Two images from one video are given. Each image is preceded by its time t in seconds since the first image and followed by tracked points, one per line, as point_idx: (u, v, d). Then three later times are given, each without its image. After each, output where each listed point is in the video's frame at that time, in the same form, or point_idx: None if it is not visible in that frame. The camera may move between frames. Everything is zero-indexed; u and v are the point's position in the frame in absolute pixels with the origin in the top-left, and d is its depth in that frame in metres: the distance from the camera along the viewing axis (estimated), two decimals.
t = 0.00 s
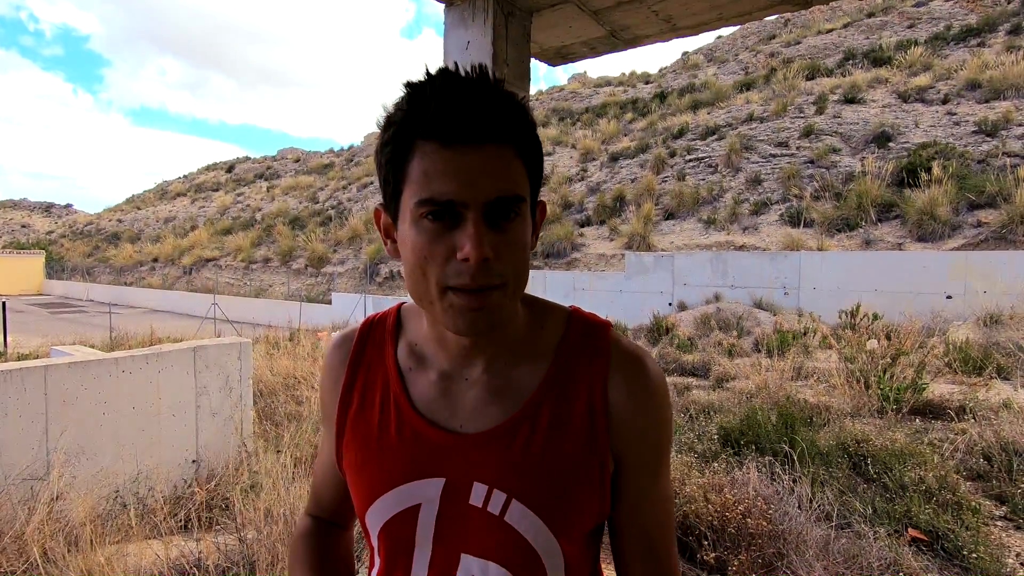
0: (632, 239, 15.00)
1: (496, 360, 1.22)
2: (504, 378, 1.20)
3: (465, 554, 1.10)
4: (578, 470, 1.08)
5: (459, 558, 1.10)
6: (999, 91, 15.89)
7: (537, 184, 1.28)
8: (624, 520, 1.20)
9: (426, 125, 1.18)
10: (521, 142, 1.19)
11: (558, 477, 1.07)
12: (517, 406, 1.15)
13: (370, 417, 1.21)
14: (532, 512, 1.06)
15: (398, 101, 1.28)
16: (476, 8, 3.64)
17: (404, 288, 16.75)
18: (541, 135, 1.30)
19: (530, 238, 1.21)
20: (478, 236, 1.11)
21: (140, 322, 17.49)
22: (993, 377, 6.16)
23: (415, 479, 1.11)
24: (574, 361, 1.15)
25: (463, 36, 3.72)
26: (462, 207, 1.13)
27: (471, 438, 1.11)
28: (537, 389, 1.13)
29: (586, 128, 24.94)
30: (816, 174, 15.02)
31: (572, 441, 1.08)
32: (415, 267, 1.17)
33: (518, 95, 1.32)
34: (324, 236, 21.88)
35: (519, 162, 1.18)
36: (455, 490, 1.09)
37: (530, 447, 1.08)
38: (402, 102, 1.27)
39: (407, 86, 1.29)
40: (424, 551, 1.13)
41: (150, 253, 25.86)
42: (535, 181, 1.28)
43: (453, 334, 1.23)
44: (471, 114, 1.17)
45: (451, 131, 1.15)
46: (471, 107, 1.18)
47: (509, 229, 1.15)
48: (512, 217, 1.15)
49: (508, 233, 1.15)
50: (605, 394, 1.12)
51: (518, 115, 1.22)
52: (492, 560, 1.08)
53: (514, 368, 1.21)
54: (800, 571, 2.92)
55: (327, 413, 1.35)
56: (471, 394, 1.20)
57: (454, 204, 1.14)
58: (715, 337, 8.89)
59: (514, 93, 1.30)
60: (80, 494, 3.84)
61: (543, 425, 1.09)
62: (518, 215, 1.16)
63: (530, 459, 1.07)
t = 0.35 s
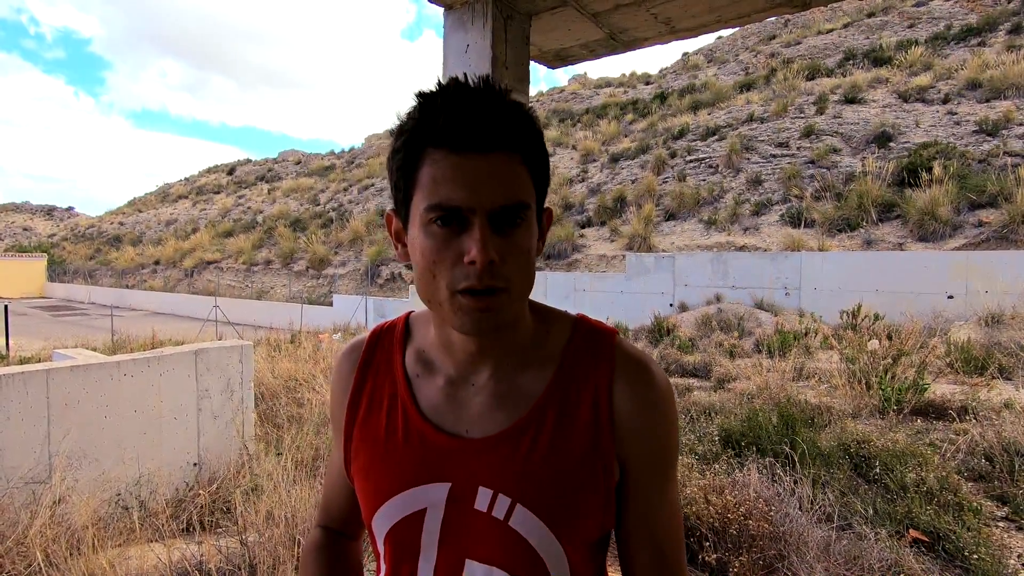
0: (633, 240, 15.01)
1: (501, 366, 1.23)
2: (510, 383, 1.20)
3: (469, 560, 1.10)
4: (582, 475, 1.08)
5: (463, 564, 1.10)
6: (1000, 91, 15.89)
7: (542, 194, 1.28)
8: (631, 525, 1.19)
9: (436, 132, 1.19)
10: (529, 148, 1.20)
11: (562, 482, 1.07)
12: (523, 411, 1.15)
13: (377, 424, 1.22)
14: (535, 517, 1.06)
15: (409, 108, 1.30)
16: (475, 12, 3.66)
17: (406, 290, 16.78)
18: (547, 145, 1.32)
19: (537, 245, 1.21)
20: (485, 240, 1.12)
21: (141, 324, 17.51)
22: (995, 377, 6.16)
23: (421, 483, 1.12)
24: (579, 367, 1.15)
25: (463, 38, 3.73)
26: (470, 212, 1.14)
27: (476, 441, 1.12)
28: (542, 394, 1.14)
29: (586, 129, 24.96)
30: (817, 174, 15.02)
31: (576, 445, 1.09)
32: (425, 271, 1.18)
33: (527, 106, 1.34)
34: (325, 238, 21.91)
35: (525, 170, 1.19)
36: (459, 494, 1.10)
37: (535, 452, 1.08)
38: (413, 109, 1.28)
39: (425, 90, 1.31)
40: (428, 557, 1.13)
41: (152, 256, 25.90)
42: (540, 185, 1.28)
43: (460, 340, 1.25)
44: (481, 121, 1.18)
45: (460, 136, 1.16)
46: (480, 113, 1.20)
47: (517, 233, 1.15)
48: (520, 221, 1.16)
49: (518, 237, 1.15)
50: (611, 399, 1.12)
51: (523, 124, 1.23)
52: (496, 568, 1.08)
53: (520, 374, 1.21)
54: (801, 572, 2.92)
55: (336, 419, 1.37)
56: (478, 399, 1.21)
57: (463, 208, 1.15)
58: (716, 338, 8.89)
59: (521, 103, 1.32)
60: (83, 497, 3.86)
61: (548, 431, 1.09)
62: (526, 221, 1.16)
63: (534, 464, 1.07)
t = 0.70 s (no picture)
0: (633, 241, 15.00)
1: (503, 376, 1.11)
2: (514, 393, 1.09)
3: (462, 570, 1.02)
4: (584, 498, 0.97)
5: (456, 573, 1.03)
6: (999, 90, 15.90)
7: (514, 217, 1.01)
8: (639, 563, 1.06)
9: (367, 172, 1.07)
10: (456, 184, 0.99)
11: (561, 504, 0.96)
12: (526, 422, 1.04)
13: (392, 422, 1.19)
14: (531, 537, 0.96)
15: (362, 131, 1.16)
16: (474, 15, 3.67)
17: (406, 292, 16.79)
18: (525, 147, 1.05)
19: (487, 284, 1.03)
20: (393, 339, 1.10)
21: (142, 327, 17.55)
22: (996, 376, 6.16)
23: (420, 486, 1.07)
24: (588, 380, 1.02)
25: (462, 41, 3.74)
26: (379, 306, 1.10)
27: (476, 450, 1.04)
28: (548, 407, 1.03)
29: (586, 130, 25.00)
30: (817, 174, 15.03)
31: (579, 465, 0.97)
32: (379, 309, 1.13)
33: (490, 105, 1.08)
34: (326, 240, 21.93)
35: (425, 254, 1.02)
36: (456, 502, 1.03)
37: (533, 472, 0.98)
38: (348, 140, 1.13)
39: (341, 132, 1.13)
40: (424, 562, 1.07)
41: (153, 258, 25.95)
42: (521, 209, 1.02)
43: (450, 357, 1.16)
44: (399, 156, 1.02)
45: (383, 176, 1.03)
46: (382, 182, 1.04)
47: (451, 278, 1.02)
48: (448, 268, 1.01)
49: (446, 285, 1.03)
50: (616, 421, 0.98)
51: (486, 135, 1.02)
52: None
53: (527, 384, 1.09)
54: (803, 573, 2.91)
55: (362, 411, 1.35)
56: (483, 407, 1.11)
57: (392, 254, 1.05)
58: (716, 339, 8.89)
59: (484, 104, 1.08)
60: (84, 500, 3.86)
61: (551, 446, 0.98)
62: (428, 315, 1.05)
63: (534, 481, 0.97)
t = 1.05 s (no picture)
0: (636, 238, 14.98)
1: (500, 376, 1.08)
2: (513, 391, 1.04)
3: (452, 558, 1.03)
4: (562, 506, 0.88)
5: (448, 562, 1.04)
6: (1005, 86, 15.81)
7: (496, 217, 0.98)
8: None
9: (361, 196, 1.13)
10: (428, 199, 1.00)
11: (536, 508, 0.90)
12: (517, 420, 1.00)
13: (418, 415, 1.23)
14: (507, 533, 0.92)
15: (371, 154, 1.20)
16: (476, 12, 3.66)
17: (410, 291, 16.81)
18: (503, 155, 1.02)
19: (469, 288, 1.03)
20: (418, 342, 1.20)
21: (147, 326, 17.61)
22: (1001, 373, 6.14)
23: (425, 472, 1.09)
24: (579, 380, 0.95)
25: (464, 39, 3.75)
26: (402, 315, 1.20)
27: (471, 443, 1.03)
28: (539, 405, 0.96)
29: (589, 128, 24.96)
30: (821, 171, 14.98)
31: (558, 468, 0.89)
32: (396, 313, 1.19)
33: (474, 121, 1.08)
34: (329, 239, 21.94)
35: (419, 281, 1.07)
36: (451, 490, 1.04)
37: (513, 471, 0.93)
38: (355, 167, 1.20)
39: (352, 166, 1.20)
40: (425, 547, 1.09)
41: (157, 258, 26.01)
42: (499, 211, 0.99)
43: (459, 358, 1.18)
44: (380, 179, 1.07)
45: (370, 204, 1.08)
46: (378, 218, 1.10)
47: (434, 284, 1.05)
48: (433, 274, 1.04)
49: (428, 292, 1.07)
50: (599, 426, 0.88)
51: (464, 146, 1.01)
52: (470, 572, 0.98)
53: (525, 383, 1.03)
54: (805, 570, 2.91)
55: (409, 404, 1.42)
56: (487, 402, 1.09)
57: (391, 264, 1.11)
58: (720, 336, 8.88)
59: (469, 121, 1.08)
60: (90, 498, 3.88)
61: (534, 446, 0.92)
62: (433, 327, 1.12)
63: (514, 480, 0.93)
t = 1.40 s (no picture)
0: (641, 237, 14.94)
1: (540, 376, 1.08)
2: (549, 390, 1.05)
3: (476, 550, 1.01)
4: (598, 499, 0.88)
5: (471, 556, 1.02)
6: (1013, 84, 15.68)
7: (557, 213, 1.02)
8: None
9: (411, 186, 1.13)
10: (486, 190, 1.01)
11: (571, 498, 0.90)
12: (553, 415, 1.00)
13: (444, 412, 1.23)
14: (539, 523, 0.91)
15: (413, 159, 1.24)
16: (482, 8, 3.65)
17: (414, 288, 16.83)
18: (559, 158, 1.06)
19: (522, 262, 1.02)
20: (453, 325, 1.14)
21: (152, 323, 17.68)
22: (1008, 373, 6.10)
23: (455, 465, 1.08)
24: (617, 379, 0.97)
25: (470, 35, 3.73)
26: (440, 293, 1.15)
27: (505, 437, 1.03)
28: (577, 403, 0.97)
29: (593, 126, 24.92)
30: (826, 169, 14.91)
31: (595, 461, 0.90)
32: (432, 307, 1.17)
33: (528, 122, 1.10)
34: (333, 236, 21.97)
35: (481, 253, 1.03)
36: (482, 482, 1.03)
37: (549, 462, 0.93)
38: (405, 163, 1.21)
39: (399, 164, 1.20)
40: (446, 541, 1.08)
41: (162, 255, 26.13)
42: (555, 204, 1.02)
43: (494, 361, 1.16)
44: (437, 169, 1.08)
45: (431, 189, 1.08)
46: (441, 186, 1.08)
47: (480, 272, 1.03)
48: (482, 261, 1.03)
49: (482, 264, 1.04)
50: (640, 422, 0.90)
51: (525, 146, 1.04)
52: (496, 564, 0.97)
53: (562, 382, 1.05)
54: (811, 570, 2.90)
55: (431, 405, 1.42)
56: (518, 401, 1.10)
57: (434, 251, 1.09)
58: (724, 335, 8.85)
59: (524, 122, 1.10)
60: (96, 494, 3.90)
61: (572, 438, 0.93)
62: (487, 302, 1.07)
63: (549, 472, 0.92)
